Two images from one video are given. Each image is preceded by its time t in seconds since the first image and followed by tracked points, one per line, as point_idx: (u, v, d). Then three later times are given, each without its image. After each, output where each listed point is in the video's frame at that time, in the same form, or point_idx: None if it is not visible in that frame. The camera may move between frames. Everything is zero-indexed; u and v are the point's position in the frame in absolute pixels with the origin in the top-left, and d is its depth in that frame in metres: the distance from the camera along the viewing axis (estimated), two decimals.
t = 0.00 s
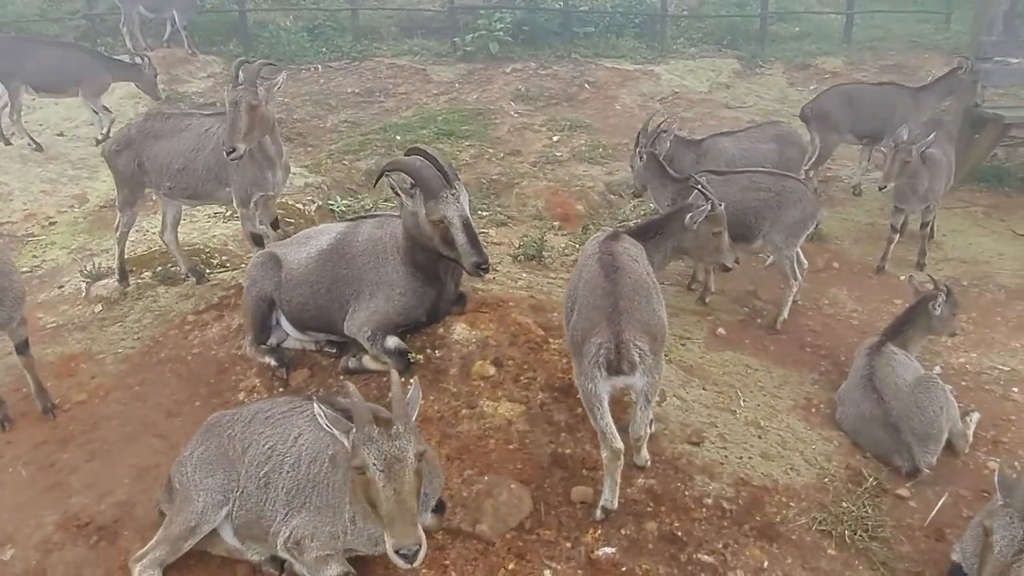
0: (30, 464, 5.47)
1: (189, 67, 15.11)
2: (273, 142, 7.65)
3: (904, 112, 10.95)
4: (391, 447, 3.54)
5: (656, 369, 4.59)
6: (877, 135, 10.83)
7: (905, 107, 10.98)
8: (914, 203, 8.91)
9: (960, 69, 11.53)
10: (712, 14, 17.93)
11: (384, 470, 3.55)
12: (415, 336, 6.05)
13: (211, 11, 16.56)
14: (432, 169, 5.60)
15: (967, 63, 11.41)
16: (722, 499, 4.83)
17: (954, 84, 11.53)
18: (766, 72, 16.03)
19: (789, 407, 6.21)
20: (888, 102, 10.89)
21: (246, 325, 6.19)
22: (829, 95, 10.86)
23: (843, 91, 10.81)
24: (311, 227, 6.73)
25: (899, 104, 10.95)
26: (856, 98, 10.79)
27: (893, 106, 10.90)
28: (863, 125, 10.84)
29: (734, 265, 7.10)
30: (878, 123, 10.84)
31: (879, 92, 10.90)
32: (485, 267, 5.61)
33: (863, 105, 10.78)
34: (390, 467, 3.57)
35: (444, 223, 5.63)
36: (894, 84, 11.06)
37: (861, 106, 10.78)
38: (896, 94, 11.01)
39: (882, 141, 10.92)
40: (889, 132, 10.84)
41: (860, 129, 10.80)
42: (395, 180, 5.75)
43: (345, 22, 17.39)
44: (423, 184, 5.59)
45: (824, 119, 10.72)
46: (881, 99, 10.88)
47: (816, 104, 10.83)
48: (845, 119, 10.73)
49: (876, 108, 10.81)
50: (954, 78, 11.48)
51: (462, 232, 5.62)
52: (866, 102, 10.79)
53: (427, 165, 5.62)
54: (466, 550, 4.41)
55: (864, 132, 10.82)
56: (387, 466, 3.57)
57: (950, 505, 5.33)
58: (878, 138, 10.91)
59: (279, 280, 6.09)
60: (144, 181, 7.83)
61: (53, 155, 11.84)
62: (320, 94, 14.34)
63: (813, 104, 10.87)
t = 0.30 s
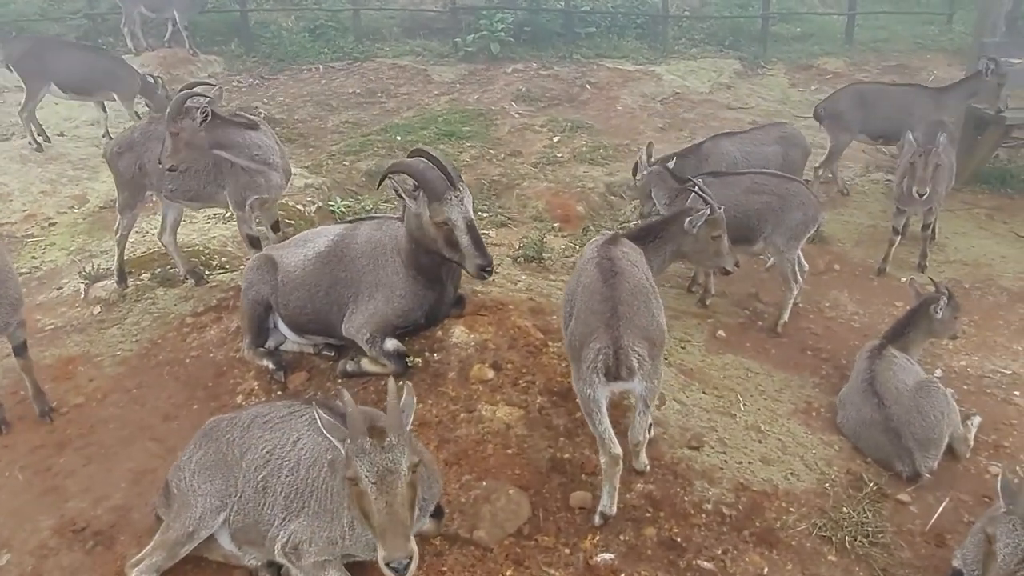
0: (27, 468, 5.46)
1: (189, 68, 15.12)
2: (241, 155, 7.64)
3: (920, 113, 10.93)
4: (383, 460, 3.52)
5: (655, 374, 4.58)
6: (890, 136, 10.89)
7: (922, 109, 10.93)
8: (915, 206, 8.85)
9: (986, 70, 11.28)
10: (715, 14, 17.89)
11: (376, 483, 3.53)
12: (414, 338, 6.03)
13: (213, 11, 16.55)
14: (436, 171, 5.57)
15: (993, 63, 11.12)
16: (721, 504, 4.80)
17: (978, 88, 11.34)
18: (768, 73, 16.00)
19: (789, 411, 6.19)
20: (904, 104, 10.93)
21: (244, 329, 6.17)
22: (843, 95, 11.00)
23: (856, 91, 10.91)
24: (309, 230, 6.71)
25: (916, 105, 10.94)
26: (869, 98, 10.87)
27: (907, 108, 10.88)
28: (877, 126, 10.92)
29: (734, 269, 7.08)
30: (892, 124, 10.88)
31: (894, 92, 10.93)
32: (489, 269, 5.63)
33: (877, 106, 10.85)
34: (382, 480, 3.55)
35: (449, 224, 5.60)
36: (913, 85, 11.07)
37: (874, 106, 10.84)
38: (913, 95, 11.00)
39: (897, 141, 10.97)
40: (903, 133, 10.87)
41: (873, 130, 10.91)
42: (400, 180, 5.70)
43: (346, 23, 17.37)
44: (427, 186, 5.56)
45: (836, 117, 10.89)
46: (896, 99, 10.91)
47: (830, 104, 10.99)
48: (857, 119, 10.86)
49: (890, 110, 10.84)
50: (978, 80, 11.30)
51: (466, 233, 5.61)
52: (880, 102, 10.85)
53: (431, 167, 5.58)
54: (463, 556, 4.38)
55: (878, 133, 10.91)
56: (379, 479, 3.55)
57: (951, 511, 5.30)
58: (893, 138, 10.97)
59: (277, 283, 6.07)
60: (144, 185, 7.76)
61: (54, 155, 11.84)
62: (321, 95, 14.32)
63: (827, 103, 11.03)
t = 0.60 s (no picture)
0: (27, 468, 5.43)
1: (191, 68, 15.13)
2: (220, 164, 7.49)
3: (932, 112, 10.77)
4: (371, 473, 3.47)
5: (657, 373, 4.56)
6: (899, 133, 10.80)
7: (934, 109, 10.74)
8: (918, 203, 8.79)
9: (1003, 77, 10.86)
10: (718, 13, 17.83)
11: (362, 495, 3.50)
12: (414, 339, 5.99)
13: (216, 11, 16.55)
14: (436, 170, 5.54)
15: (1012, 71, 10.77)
16: (724, 506, 4.77)
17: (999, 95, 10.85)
18: (772, 72, 15.94)
19: (793, 412, 6.15)
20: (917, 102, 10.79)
21: (244, 329, 6.14)
22: (853, 92, 10.94)
23: (866, 89, 10.84)
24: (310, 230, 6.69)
25: (929, 102, 10.78)
26: (879, 94, 10.79)
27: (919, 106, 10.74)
28: (888, 122, 10.82)
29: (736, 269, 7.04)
30: (903, 121, 10.77)
31: (905, 89, 10.81)
32: (490, 268, 5.57)
33: (887, 103, 10.77)
34: (369, 494, 3.51)
35: (449, 223, 5.57)
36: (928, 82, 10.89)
37: (884, 103, 10.76)
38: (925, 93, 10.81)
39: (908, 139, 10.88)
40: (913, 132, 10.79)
41: (884, 126, 10.82)
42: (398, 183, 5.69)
43: (349, 22, 17.35)
44: (427, 185, 5.53)
45: (845, 115, 10.83)
46: (907, 96, 10.80)
47: (839, 101, 10.94)
48: (868, 117, 10.78)
49: (901, 107, 10.74)
50: (997, 86, 10.85)
51: (467, 232, 5.57)
52: (891, 99, 10.76)
53: (431, 166, 5.55)
54: (463, 558, 4.35)
55: (888, 130, 10.82)
56: (366, 491, 3.51)
57: (955, 513, 5.26)
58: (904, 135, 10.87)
59: (278, 283, 6.05)
60: (143, 186, 7.71)
61: (56, 155, 11.83)
62: (323, 95, 14.29)
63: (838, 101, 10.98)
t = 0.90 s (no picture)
0: (29, 470, 5.44)
1: (193, 69, 15.16)
2: (223, 163, 7.48)
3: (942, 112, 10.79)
4: (337, 472, 3.60)
5: (658, 375, 4.55)
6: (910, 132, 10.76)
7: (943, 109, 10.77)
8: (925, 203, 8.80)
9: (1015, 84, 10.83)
10: (719, 13, 17.82)
11: (329, 486, 3.67)
12: (415, 341, 5.98)
13: (218, 13, 16.57)
14: (435, 172, 5.55)
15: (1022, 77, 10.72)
16: (725, 507, 4.76)
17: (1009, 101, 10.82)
18: (773, 72, 15.93)
19: (794, 413, 6.13)
20: (927, 102, 10.80)
21: (246, 330, 6.14)
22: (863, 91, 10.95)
23: (877, 88, 10.85)
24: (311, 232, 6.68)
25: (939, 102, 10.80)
26: (890, 93, 10.80)
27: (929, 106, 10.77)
28: (899, 122, 10.80)
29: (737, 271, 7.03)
30: (915, 121, 10.75)
31: (916, 89, 10.84)
32: (491, 270, 5.58)
33: (898, 102, 10.78)
34: (335, 490, 3.66)
35: (450, 225, 5.56)
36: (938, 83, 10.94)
37: (895, 102, 10.77)
38: (935, 94, 10.85)
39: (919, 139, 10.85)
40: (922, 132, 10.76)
41: (895, 125, 10.79)
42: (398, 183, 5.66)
43: (350, 24, 17.37)
44: (427, 187, 5.53)
45: (857, 113, 10.82)
46: (918, 96, 10.81)
47: (850, 99, 10.94)
48: (880, 115, 10.76)
49: (912, 106, 10.74)
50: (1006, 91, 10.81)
51: (467, 234, 5.56)
52: (902, 98, 10.77)
53: (431, 168, 5.56)
54: (463, 560, 4.35)
55: (900, 129, 10.78)
56: (334, 486, 3.66)
57: (958, 514, 5.24)
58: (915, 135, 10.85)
59: (279, 285, 6.04)
60: (143, 187, 7.72)
61: (58, 157, 11.85)
62: (324, 96, 14.30)
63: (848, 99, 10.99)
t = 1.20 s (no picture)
0: (24, 474, 5.45)
1: (189, 71, 15.17)
2: (217, 167, 7.50)
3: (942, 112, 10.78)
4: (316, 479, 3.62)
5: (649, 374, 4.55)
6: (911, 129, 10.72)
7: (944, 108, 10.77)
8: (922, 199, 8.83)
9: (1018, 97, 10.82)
10: (715, 11, 17.83)
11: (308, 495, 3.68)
12: (409, 342, 5.98)
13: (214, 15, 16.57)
14: (426, 174, 5.56)
15: None
16: (718, 505, 4.77)
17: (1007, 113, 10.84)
18: (770, 68, 15.92)
19: (789, 410, 6.14)
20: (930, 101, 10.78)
21: (239, 332, 6.15)
22: (866, 87, 10.94)
23: (881, 83, 10.83)
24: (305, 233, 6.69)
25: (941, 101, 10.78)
26: (894, 89, 10.78)
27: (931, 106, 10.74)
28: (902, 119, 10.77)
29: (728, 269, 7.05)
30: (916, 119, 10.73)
31: (920, 87, 10.83)
32: (484, 270, 5.54)
33: (901, 98, 10.75)
34: (313, 499, 3.67)
35: (442, 227, 5.56)
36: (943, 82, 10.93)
37: (899, 98, 10.74)
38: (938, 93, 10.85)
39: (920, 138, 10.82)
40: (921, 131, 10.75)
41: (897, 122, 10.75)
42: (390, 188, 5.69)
43: (346, 24, 17.38)
44: (418, 189, 5.54)
45: (861, 108, 10.80)
46: (921, 94, 10.79)
47: (854, 94, 10.93)
48: (883, 110, 10.73)
49: (914, 103, 10.72)
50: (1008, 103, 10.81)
51: (460, 234, 5.56)
52: (905, 95, 10.75)
53: (421, 170, 5.57)
54: (455, 561, 4.36)
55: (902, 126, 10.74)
56: (312, 495, 3.67)
57: (952, 511, 5.24)
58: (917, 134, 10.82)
59: (271, 287, 6.05)
60: (135, 191, 7.73)
61: (54, 160, 11.86)
62: (320, 97, 14.30)
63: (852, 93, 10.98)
